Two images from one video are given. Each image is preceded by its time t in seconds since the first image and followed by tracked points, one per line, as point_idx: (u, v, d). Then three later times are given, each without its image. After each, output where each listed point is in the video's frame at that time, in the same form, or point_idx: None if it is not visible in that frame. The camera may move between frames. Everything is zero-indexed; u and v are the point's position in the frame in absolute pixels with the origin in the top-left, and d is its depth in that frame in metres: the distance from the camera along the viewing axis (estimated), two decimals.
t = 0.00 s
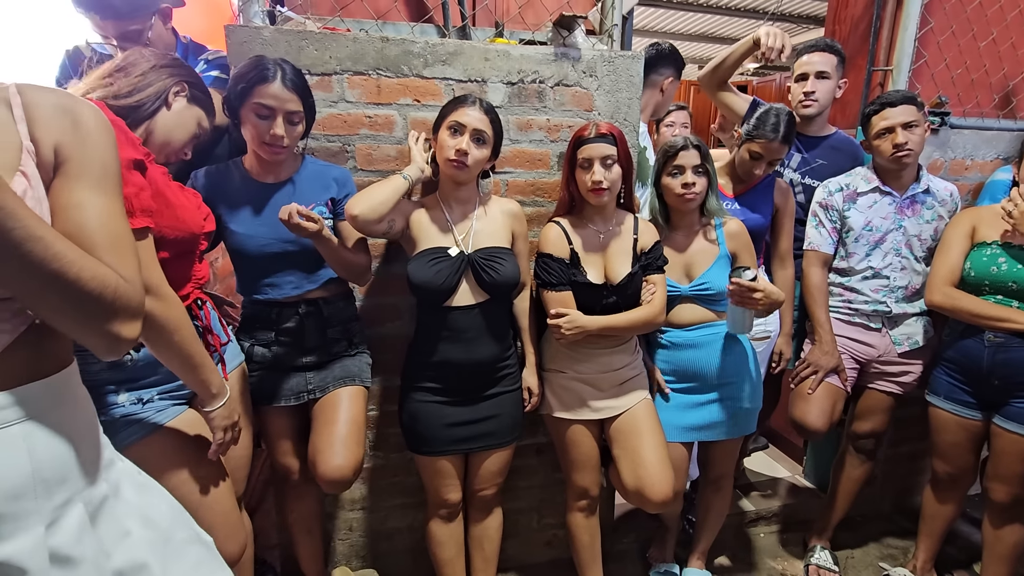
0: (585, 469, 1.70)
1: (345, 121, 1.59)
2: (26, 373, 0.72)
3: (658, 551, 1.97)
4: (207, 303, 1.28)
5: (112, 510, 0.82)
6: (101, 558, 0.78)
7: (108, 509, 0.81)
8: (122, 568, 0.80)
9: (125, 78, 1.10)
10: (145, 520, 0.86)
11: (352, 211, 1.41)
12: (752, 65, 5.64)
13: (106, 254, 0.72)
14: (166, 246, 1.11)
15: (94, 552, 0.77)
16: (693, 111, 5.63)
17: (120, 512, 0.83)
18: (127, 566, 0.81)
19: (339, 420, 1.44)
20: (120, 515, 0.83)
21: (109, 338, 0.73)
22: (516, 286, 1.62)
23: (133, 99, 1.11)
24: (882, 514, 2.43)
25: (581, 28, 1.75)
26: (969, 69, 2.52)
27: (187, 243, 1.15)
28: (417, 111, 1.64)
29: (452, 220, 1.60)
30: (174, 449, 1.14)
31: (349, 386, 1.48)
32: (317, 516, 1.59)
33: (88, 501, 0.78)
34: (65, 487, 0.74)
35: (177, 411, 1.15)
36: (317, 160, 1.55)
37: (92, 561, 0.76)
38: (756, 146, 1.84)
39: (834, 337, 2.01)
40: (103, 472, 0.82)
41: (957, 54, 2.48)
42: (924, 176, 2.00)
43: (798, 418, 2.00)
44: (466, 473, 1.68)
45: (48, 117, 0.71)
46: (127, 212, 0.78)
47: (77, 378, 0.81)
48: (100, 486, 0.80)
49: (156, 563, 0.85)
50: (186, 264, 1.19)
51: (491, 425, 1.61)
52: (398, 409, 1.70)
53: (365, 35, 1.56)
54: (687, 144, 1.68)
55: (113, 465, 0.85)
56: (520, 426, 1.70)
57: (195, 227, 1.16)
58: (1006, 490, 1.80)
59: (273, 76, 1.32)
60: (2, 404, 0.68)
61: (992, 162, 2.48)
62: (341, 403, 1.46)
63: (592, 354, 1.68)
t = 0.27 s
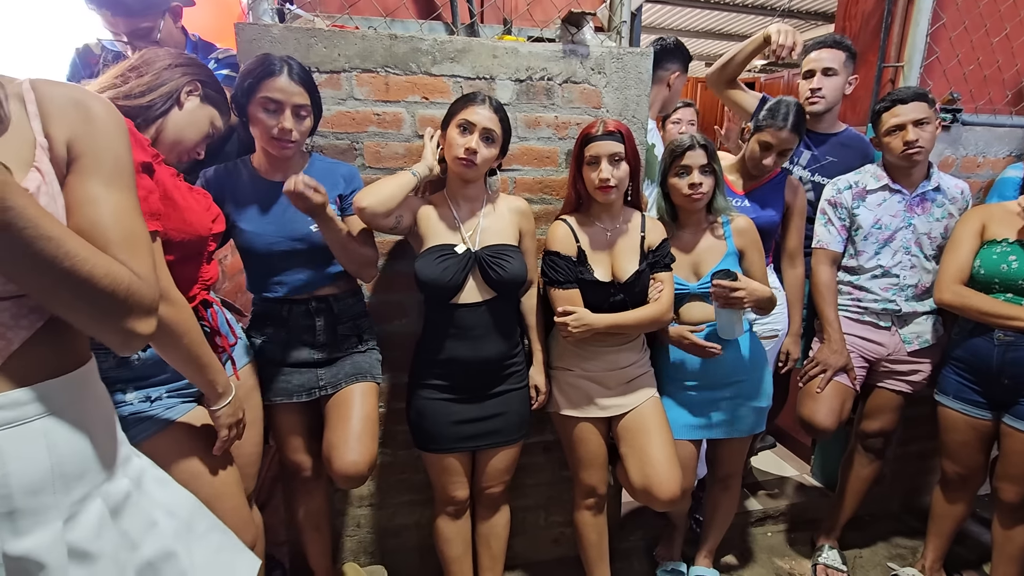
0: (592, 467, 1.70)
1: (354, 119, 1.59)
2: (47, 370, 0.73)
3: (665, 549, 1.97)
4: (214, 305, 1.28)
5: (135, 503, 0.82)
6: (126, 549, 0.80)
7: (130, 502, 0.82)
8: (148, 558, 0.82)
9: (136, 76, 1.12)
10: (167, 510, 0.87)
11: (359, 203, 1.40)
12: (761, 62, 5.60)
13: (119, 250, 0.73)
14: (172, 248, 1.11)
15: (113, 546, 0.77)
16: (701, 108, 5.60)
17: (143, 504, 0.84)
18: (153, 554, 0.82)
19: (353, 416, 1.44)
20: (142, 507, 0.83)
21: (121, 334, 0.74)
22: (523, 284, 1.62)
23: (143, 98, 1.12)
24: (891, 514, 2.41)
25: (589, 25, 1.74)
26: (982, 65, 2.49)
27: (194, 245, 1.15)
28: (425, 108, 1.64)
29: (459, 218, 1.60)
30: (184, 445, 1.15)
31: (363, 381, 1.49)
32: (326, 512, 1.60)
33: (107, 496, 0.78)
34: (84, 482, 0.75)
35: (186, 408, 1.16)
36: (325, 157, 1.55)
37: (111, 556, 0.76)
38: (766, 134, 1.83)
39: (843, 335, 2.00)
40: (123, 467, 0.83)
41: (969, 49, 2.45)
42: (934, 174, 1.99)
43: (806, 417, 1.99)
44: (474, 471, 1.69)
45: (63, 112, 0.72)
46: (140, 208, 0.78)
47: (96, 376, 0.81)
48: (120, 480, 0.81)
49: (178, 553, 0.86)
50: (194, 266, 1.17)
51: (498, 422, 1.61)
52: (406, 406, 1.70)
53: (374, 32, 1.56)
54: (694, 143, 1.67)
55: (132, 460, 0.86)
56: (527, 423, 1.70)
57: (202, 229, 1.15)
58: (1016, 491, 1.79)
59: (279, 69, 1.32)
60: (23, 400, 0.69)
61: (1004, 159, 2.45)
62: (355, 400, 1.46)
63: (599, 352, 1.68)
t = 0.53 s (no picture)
0: (598, 464, 1.69)
1: (359, 114, 1.58)
2: (59, 368, 0.72)
3: (670, 547, 1.96)
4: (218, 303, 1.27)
5: (148, 498, 0.82)
6: (142, 544, 0.79)
7: (143, 498, 0.81)
8: (163, 552, 0.82)
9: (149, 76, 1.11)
10: (179, 505, 0.86)
11: (365, 200, 1.40)
12: (767, 58, 5.56)
13: (128, 246, 0.72)
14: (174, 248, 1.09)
15: (127, 542, 0.77)
16: (706, 104, 5.57)
17: (156, 500, 0.83)
18: (168, 548, 0.82)
19: (355, 413, 1.44)
20: (155, 503, 0.83)
21: (131, 329, 0.73)
22: (528, 280, 1.61)
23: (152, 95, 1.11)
24: (897, 513, 2.40)
25: (595, 20, 1.73)
26: (993, 60, 2.46)
27: (197, 245, 1.13)
28: (431, 104, 1.63)
29: (463, 214, 1.59)
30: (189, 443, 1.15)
31: (366, 379, 1.48)
32: (331, 509, 1.60)
33: (119, 493, 0.78)
34: (96, 480, 0.74)
35: (188, 405, 1.15)
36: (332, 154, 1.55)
37: (125, 552, 0.76)
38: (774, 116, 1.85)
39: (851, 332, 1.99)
40: (133, 463, 0.83)
41: (980, 44, 2.42)
42: (944, 170, 1.97)
43: (813, 414, 1.97)
44: (479, 468, 1.68)
45: (71, 107, 0.71)
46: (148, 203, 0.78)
47: (105, 373, 0.81)
48: (132, 477, 0.81)
49: (192, 545, 0.86)
50: (196, 266, 1.16)
51: (502, 419, 1.61)
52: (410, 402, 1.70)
53: (379, 27, 1.55)
54: (697, 138, 1.66)
55: (141, 457, 0.85)
56: (532, 420, 1.69)
57: (205, 229, 1.14)
58: None
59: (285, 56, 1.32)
60: (39, 396, 0.69)
61: (1014, 155, 2.43)
62: (358, 397, 1.46)
63: (605, 349, 1.67)
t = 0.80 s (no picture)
0: (597, 462, 1.69)
1: (357, 111, 1.58)
2: (53, 368, 0.72)
3: (670, 544, 1.96)
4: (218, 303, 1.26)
5: (144, 498, 0.82)
6: (138, 544, 0.79)
7: (139, 498, 0.81)
8: (159, 553, 0.80)
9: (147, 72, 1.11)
10: (175, 504, 0.86)
11: (362, 203, 1.40)
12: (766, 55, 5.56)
13: (120, 241, 0.71)
14: (177, 248, 1.09)
15: (122, 543, 0.76)
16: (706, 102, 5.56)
17: (152, 499, 0.83)
18: (164, 550, 0.81)
19: (351, 413, 1.43)
20: (151, 503, 0.82)
21: (123, 327, 0.73)
22: (526, 277, 1.61)
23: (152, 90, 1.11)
24: (896, 509, 2.40)
25: (594, 16, 1.72)
26: (992, 57, 2.46)
27: (199, 243, 1.13)
28: (429, 101, 1.62)
29: (461, 212, 1.58)
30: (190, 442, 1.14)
31: (360, 378, 1.47)
32: (329, 507, 1.60)
33: (114, 493, 0.78)
34: (90, 481, 0.74)
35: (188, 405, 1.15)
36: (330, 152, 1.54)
37: (119, 553, 0.75)
38: (769, 103, 1.88)
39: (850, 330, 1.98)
40: (128, 464, 0.82)
41: (979, 41, 2.42)
42: (943, 167, 1.97)
43: (812, 412, 1.97)
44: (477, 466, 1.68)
45: (60, 100, 0.70)
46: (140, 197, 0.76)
47: (100, 371, 0.81)
48: (127, 478, 0.80)
49: (189, 546, 0.85)
50: (198, 265, 1.16)
51: (500, 417, 1.60)
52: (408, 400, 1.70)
53: (377, 23, 1.54)
54: (691, 137, 1.66)
55: (137, 456, 0.85)
56: (531, 418, 1.69)
57: (208, 227, 1.13)
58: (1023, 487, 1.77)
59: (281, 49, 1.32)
60: (31, 397, 0.68)
61: (1013, 152, 2.43)
62: (353, 397, 1.45)
63: (605, 346, 1.66)
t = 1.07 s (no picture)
0: (593, 459, 1.69)
1: (352, 108, 1.57)
2: (37, 368, 0.70)
3: (666, 541, 1.97)
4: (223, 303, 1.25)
5: (131, 502, 0.80)
6: (124, 549, 0.78)
7: (127, 502, 0.80)
8: (146, 557, 0.80)
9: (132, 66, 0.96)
10: (163, 508, 0.84)
11: (359, 201, 1.39)
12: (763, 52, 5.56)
13: (106, 239, 0.70)
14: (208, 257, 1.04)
15: (108, 549, 0.74)
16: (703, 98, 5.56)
17: (140, 503, 0.82)
18: (151, 553, 0.80)
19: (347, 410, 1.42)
20: (139, 507, 0.81)
21: (106, 327, 0.71)
22: (523, 274, 1.61)
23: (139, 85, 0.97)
24: (891, 505, 2.41)
25: (590, 12, 1.72)
26: (988, 54, 2.46)
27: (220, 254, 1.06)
28: (424, 97, 1.61)
29: (457, 208, 1.58)
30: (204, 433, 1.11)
31: (357, 374, 1.47)
32: (325, 504, 1.60)
33: (99, 497, 0.76)
34: (75, 485, 0.72)
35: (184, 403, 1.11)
36: (325, 149, 1.53)
37: (104, 559, 0.73)
38: (763, 97, 1.89)
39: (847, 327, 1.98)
40: (116, 466, 0.81)
41: (976, 38, 2.42)
42: (940, 164, 1.97)
43: (809, 409, 1.98)
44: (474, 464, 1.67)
45: (47, 96, 0.69)
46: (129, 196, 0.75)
47: (87, 372, 0.80)
48: (115, 481, 0.79)
49: (176, 551, 0.84)
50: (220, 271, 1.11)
51: (495, 414, 1.60)
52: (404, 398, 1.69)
53: (372, 19, 1.54)
54: (674, 139, 1.67)
55: (126, 458, 0.83)
56: (527, 415, 1.69)
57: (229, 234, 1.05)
58: (1018, 482, 1.77)
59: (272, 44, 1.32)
60: (9, 400, 0.66)
61: (1009, 149, 2.43)
62: (350, 393, 1.44)
63: (601, 344, 1.66)
